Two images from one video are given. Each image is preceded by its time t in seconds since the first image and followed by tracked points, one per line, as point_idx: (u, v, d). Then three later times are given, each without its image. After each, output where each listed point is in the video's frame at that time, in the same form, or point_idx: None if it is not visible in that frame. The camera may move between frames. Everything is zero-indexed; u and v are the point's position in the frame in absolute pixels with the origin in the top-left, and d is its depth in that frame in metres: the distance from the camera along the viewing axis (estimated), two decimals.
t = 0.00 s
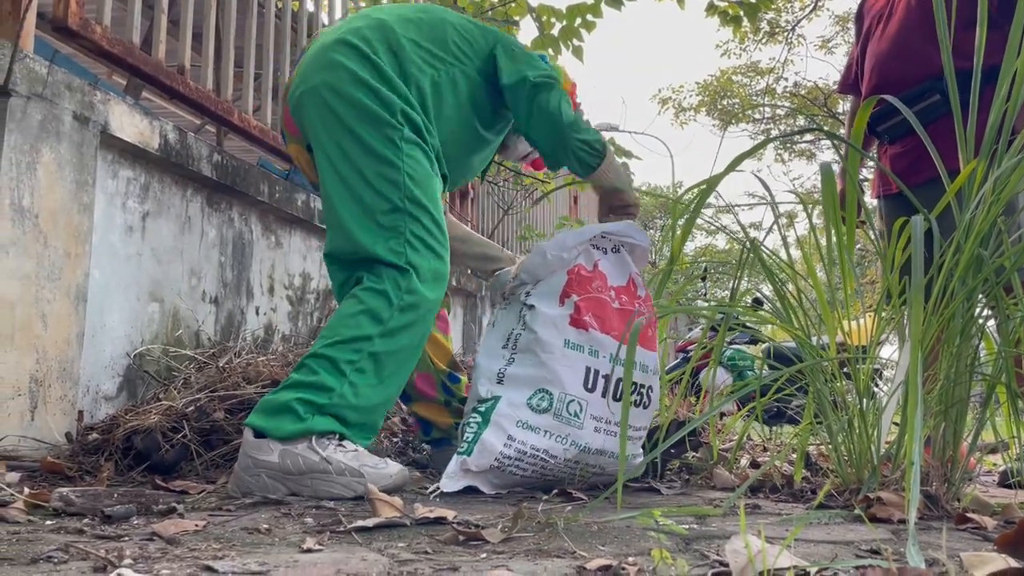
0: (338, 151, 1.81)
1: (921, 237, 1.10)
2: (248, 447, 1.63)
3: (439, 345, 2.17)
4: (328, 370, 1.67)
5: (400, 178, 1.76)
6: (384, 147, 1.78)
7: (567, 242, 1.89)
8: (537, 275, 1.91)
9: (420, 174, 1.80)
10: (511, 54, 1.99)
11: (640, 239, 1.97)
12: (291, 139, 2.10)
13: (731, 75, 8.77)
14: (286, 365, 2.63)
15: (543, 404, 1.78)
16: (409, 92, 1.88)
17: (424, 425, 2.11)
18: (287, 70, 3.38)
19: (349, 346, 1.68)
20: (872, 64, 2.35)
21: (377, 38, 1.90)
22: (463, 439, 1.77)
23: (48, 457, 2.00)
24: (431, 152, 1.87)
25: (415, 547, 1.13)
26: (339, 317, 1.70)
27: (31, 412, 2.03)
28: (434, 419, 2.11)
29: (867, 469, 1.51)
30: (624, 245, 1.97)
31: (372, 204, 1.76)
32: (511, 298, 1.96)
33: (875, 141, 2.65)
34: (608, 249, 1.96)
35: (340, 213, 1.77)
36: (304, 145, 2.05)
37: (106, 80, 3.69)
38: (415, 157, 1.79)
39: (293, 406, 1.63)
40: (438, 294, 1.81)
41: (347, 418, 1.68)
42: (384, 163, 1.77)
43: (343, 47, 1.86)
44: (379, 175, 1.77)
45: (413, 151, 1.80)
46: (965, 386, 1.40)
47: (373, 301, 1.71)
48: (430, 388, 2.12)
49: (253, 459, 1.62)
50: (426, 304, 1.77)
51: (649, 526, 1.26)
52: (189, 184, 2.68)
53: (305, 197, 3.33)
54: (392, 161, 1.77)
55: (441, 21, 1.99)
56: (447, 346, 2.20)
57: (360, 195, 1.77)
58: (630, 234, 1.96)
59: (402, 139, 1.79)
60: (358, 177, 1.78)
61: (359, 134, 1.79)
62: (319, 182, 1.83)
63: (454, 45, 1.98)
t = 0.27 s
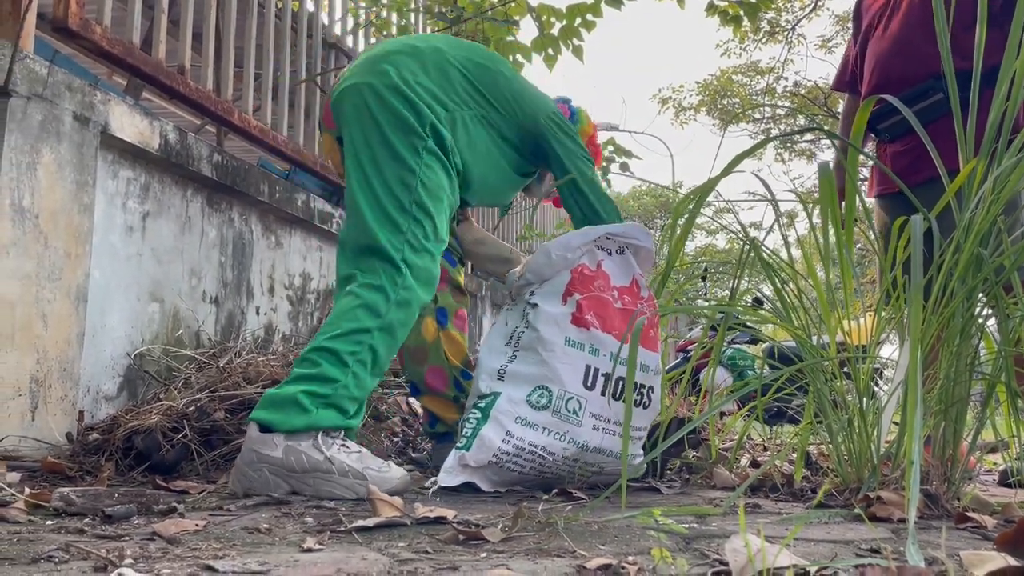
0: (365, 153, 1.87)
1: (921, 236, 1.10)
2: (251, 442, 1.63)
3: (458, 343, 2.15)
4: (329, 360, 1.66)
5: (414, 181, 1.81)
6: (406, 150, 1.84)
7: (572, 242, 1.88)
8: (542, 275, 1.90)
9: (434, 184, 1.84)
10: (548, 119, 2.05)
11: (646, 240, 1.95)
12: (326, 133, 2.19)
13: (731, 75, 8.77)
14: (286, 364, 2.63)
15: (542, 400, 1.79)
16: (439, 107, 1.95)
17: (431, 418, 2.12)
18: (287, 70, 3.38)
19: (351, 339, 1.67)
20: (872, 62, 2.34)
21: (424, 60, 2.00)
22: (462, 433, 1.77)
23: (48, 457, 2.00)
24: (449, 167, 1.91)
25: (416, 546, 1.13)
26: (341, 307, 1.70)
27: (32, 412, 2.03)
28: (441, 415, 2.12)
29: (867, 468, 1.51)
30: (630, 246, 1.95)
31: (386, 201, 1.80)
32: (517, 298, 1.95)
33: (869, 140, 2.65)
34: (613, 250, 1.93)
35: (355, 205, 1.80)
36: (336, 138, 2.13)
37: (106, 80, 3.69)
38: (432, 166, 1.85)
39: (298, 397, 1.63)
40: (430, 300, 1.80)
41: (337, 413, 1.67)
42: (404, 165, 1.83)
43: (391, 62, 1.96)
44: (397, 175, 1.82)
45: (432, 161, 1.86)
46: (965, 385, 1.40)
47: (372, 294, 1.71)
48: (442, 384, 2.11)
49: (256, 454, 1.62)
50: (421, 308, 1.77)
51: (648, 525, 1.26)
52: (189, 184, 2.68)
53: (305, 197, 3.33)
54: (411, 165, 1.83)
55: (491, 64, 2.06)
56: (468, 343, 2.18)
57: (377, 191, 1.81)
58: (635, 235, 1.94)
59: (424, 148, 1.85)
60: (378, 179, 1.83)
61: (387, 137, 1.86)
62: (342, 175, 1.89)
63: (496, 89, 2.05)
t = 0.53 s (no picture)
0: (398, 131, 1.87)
1: (921, 236, 1.10)
2: (293, 399, 1.65)
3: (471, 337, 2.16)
4: (364, 326, 1.66)
5: (444, 171, 1.83)
6: (437, 141, 1.85)
7: (555, 241, 1.89)
8: (530, 277, 1.91)
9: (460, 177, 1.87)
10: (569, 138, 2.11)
11: (632, 239, 1.94)
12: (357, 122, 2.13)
13: (731, 75, 8.77)
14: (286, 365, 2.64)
15: (521, 398, 1.79)
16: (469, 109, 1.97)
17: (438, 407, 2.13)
18: (287, 71, 3.38)
19: (385, 309, 1.68)
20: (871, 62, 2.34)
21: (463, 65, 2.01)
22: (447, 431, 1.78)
23: (48, 457, 2.00)
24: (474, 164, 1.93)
25: (415, 546, 1.13)
26: (373, 277, 1.70)
27: (31, 412, 2.03)
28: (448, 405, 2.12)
29: (867, 468, 1.51)
30: (614, 245, 1.95)
31: (417, 185, 1.80)
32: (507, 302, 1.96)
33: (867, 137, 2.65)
34: (599, 249, 1.94)
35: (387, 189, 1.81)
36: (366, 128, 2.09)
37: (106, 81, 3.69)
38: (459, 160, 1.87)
39: (338, 361, 1.64)
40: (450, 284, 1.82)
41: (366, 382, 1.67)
42: (436, 156, 1.84)
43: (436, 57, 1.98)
44: (427, 163, 1.83)
45: (460, 156, 1.88)
46: (964, 384, 1.40)
47: (403, 269, 1.71)
48: (452, 376, 2.11)
49: (297, 412, 1.65)
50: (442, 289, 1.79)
51: (648, 525, 1.26)
52: (189, 184, 2.68)
53: (305, 197, 3.33)
54: (441, 156, 1.84)
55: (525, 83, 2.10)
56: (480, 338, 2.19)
57: (407, 176, 1.82)
58: (620, 233, 1.93)
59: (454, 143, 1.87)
60: (411, 165, 1.83)
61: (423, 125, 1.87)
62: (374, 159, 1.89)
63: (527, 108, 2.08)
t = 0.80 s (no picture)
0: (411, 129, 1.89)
1: (922, 236, 1.10)
2: (378, 421, 1.66)
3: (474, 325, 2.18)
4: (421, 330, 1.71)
5: (466, 153, 1.85)
6: (453, 124, 1.87)
7: (559, 242, 1.90)
8: (534, 276, 1.90)
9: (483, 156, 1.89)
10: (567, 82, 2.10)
11: (635, 240, 1.97)
12: (368, 115, 2.17)
13: (731, 75, 8.77)
14: (286, 365, 2.64)
15: (522, 401, 1.78)
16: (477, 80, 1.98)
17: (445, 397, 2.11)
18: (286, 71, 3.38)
19: (437, 311, 1.72)
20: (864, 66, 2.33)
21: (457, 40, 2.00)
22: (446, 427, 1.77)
23: (48, 458, 2.00)
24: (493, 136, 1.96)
25: (415, 547, 1.13)
26: (417, 282, 1.75)
27: (32, 413, 2.03)
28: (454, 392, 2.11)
29: (868, 467, 1.51)
30: (618, 246, 1.97)
31: (443, 175, 1.83)
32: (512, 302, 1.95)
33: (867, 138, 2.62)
34: (602, 249, 1.96)
35: (415, 187, 1.84)
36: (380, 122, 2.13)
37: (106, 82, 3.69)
38: (478, 138, 1.89)
39: (409, 375, 1.67)
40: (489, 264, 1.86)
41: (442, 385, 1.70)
42: (454, 139, 1.86)
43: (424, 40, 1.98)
44: (448, 149, 1.85)
45: (479, 132, 1.90)
46: (966, 384, 1.40)
47: (447, 264, 1.76)
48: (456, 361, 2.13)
49: (381, 433, 1.66)
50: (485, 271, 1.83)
51: (648, 525, 1.26)
52: (189, 184, 2.68)
53: (305, 197, 3.33)
54: (460, 138, 1.86)
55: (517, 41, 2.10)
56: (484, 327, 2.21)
57: (431, 167, 1.84)
58: (623, 234, 1.96)
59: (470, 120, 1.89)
60: (432, 154, 1.85)
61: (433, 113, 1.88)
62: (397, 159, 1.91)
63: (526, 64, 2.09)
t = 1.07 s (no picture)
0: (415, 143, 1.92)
1: (926, 234, 1.09)
2: (359, 442, 1.70)
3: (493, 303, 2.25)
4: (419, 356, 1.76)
5: (474, 177, 1.86)
6: (462, 149, 1.87)
7: (562, 241, 1.89)
8: (535, 273, 1.90)
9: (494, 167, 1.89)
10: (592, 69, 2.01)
11: (640, 238, 1.94)
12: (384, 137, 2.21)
13: (734, 72, 8.76)
14: (289, 364, 2.64)
15: (525, 405, 1.79)
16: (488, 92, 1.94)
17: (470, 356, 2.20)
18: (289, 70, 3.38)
19: (435, 340, 1.77)
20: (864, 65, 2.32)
21: (462, 44, 1.97)
22: (453, 429, 1.79)
23: (53, 457, 2.00)
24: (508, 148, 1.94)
25: (419, 545, 1.13)
26: (420, 309, 1.79)
27: (36, 412, 2.03)
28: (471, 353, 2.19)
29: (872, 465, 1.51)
30: (623, 244, 1.95)
31: (451, 202, 1.85)
32: (515, 301, 1.95)
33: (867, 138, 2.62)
34: (607, 247, 1.93)
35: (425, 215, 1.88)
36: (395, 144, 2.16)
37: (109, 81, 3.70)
38: (490, 157, 1.88)
39: (398, 400, 1.71)
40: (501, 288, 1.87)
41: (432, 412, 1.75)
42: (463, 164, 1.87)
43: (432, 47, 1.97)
44: (457, 175, 1.86)
45: (490, 151, 1.89)
46: (970, 381, 1.40)
47: (451, 294, 1.79)
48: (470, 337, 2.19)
49: (365, 454, 1.70)
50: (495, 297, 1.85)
51: (652, 523, 1.26)
52: (192, 184, 2.68)
53: (308, 196, 3.33)
54: (469, 162, 1.86)
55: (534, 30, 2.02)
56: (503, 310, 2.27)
57: (441, 195, 1.86)
58: (626, 232, 1.93)
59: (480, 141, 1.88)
60: (441, 181, 1.87)
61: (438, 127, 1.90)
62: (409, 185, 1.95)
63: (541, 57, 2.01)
